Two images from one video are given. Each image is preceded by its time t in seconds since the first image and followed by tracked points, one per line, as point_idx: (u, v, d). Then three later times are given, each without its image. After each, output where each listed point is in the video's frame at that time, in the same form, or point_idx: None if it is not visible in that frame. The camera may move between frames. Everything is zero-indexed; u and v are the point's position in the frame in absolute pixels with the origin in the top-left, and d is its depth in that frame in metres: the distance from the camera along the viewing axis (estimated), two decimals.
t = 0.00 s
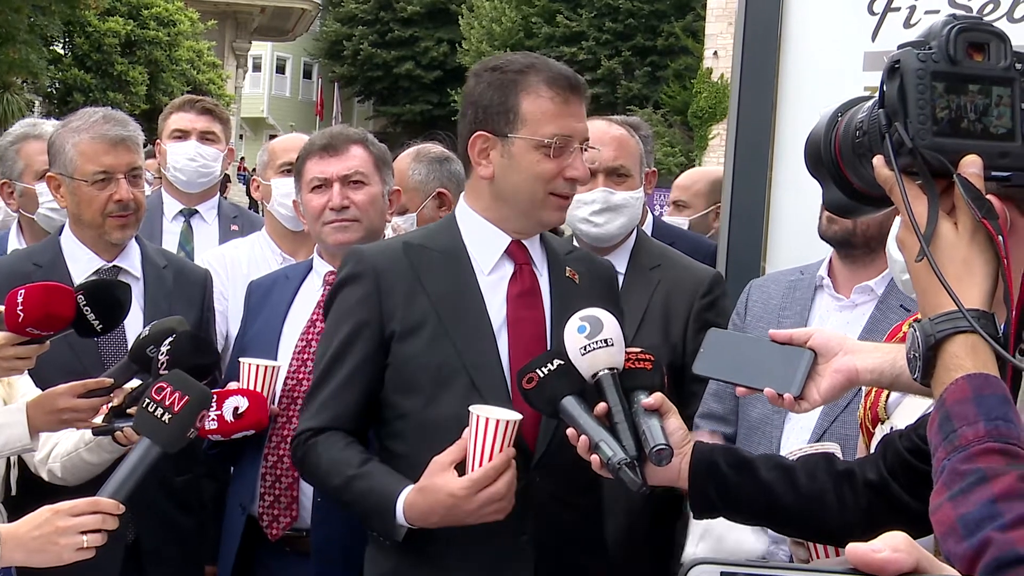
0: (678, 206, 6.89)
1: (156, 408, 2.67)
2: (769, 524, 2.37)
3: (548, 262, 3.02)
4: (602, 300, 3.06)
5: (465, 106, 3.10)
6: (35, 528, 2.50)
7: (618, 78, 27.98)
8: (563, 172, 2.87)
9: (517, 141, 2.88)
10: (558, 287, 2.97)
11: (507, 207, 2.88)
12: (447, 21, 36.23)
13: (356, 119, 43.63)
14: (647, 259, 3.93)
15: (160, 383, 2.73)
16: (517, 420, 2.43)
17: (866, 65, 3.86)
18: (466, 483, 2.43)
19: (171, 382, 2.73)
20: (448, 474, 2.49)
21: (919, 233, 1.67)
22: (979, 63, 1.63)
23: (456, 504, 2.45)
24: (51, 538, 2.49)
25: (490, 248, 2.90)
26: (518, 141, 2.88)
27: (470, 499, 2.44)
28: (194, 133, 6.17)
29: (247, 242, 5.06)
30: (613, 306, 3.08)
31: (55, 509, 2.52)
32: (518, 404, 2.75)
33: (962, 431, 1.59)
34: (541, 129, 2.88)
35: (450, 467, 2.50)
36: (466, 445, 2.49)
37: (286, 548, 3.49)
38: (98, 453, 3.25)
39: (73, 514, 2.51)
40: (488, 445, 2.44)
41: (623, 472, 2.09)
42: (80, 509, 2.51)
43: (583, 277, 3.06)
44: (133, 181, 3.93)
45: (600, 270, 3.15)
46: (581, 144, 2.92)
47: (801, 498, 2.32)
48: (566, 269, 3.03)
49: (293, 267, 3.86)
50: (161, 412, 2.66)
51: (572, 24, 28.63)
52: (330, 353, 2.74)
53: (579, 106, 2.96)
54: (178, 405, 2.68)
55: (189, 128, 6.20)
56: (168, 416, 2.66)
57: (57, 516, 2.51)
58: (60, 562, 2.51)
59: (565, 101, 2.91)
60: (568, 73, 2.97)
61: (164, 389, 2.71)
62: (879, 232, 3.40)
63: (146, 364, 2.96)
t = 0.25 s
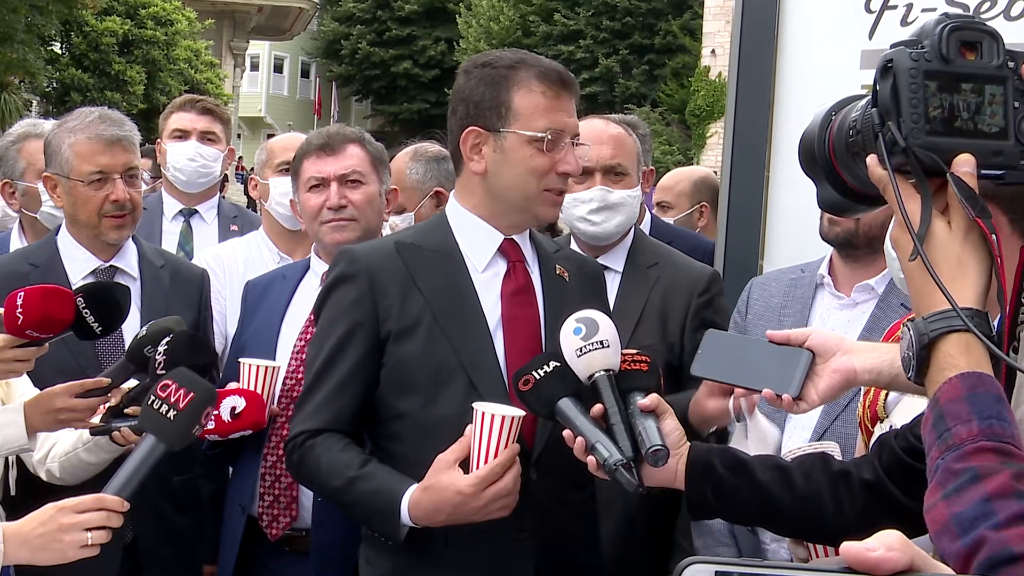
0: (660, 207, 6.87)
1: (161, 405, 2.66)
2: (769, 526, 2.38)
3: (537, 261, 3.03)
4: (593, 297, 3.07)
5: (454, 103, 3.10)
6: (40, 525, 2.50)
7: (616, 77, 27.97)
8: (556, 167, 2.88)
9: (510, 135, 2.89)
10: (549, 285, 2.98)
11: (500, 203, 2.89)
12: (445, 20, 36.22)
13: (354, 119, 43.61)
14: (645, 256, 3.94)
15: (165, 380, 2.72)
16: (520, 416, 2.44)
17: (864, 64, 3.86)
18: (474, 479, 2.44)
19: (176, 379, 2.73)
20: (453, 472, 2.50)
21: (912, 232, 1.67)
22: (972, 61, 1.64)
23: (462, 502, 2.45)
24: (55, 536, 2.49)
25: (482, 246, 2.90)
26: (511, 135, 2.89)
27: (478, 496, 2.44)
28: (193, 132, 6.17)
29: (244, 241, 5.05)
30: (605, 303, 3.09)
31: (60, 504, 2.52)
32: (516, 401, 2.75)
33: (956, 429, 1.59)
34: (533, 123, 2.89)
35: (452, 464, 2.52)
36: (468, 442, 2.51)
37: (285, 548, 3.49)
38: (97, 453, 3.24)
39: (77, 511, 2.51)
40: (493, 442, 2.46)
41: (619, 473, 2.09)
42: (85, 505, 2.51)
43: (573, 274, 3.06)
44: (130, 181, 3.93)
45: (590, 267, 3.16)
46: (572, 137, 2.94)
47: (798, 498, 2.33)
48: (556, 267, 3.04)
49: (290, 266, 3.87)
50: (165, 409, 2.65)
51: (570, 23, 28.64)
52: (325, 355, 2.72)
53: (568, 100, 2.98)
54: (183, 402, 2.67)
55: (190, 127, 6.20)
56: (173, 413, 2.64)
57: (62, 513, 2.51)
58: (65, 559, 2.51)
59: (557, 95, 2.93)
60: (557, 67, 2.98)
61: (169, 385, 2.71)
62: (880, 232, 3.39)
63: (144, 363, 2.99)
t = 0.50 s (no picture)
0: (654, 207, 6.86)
1: (163, 397, 2.68)
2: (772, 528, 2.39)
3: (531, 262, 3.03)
4: (587, 296, 3.07)
5: (448, 103, 3.10)
6: (42, 518, 2.50)
7: (615, 77, 27.98)
8: (551, 163, 2.88)
9: (504, 132, 2.90)
10: (543, 285, 2.98)
11: (496, 200, 2.89)
12: (445, 20, 36.23)
13: (353, 119, 43.61)
14: (645, 257, 3.96)
15: (166, 372, 2.74)
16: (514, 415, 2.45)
17: (863, 64, 3.87)
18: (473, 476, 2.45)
19: (176, 371, 2.75)
20: (448, 471, 2.51)
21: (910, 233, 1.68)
22: (970, 63, 1.65)
23: (458, 500, 2.46)
24: (58, 530, 2.50)
25: (477, 246, 2.90)
26: (505, 132, 2.89)
27: (473, 495, 2.46)
28: (193, 133, 6.18)
29: (243, 242, 5.05)
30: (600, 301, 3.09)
31: (62, 498, 2.53)
32: (511, 400, 2.77)
33: (955, 431, 1.60)
34: (528, 120, 2.89)
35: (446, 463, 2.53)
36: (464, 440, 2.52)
37: (286, 548, 3.50)
38: (97, 452, 3.25)
39: (80, 504, 2.52)
40: (487, 440, 2.47)
41: (620, 476, 2.10)
42: (87, 498, 2.52)
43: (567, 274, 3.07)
44: (129, 182, 3.94)
45: (585, 266, 3.16)
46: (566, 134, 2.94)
47: (799, 500, 2.34)
48: (550, 267, 3.04)
49: (290, 267, 3.87)
50: (167, 400, 2.67)
51: (570, 23, 28.66)
52: (320, 355, 2.73)
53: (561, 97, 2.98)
54: (184, 393, 2.70)
55: (190, 128, 6.20)
56: (175, 404, 2.67)
57: (63, 507, 2.52)
58: (66, 553, 2.51)
59: (550, 93, 2.94)
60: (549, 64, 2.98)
61: (171, 376, 2.73)
62: (882, 234, 3.40)
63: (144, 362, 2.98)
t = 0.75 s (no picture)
0: (655, 207, 6.85)
1: (165, 402, 2.69)
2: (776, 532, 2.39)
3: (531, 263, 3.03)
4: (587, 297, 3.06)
5: (449, 103, 3.10)
6: (42, 520, 2.50)
7: (615, 77, 27.98)
8: (552, 163, 2.89)
9: (505, 132, 2.90)
10: (543, 286, 2.97)
11: (496, 200, 2.89)
12: (445, 20, 36.23)
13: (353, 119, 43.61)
14: (646, 258, 3.97)
15: (169, 376, 2.75)
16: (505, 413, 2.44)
17: (864, 65, 3.88)
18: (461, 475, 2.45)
19: (179, 376, 2.76)
20: (438, 469, 2.51)
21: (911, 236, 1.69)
22: (971, 65, 1.65)
23: (446, 498, 2.46)
24: (58, 531, 2.50)
25: (477, 246, 2.91)
26: (506, 132, 2.90)
27: (462, 492, 2.45)
28: (193, 133, 6.18)
29: (243, 242, 5.06)
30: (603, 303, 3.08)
31: (62, 501, 2.53)
32: (508, 399, 2.77)
33: (955, 433, 1.61)
34: (528, 120, 2.90)
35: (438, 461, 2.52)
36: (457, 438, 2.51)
37: (286, 548, 3.50)
38: (98, 451, 3.25)
39: (80, 507, 2.52)
40: (477, 439, 2.46)
41: (625, 481, 2.11)
42: (87, 501, 2.52)
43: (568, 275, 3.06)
44: (130, 182, 3.94)
45: (587, 268, 3.16)
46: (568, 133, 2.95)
47: (804, 502, 2.35)
48: (550, 268, 3.04)
49: (291, 267, 3.88)
50: (170, 405, 2.68)
51: (570, 24, 28.66)
52: (319, 352, 2.74)
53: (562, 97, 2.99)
54: (187, 398, 2.70)
55: (189, 128, 6.20)
56: (177, 409, 2.68)
57: (64, 508, 2.52)
58: (68, 555, 2.51)
59: (551, 92, 2.94)
60: (549, 63, 2.99)
61: (174, 381, 2.73)
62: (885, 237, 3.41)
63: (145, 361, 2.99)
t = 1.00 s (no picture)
0: (657, 206, 6.86)
1: (167, 407, 2.72)
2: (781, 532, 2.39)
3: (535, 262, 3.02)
4: (591, 298, 3.06)
5: (455, 101, 3.11)
6: (42, 521, 2.49)
7: (614, 75, 27.97)
8: (556, 162, 2.89)
9: (510, 130, 2.90)
10: (545, 285, 2.96)
11: (499, 198, 2.89)
12: (444, 18, 36.22)
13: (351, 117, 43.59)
14: (646, 256, 3.98)
15: (171, 381, 2.77)
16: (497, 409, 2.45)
17: (864, 65, 3.88)
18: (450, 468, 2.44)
19: (181, 381, 2.78)
20: (427, 463, 2.50)
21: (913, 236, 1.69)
22: (972, 66, 1.65)
23: (433, 493, 2.45)
24: (58, 533, 2.48)
25: (481, 243, 2.91)
26: (510, 130, 2.90)
27: (449, 487, 2.44)
28: (191, 130, 6.17)
29: (242, 241, 5.05)
30: (604, 304, 3.08)
31: (62, 503, 2.52)
32: (505, 395, 2.77)
33: (956, 433, 1.61)
34: (533, 118, 2.90)
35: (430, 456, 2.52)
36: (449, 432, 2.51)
37: (286, 546, 3.50)
38: (97, 449, 3.24)
39: (80, 509, 2.51)
40: (469, 433, 2.47)
41: (631, 480, 2.11)
42: (88, 503, 2.52)
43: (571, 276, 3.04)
44: (130, 179, 3.93)
45: (591, 269, 3.15)
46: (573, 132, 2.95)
47: (809, 504, 2.35)
48: (553, 268, 3.02)
49: (291, 265, 3.87)
50: (171, 410, 2.71)
51: (569, 22, 28.65)
52: (319, 346, 2.74)
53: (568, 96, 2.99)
54: (189, 403, 2.73)
55: (187, 125, 6.19)
56: (178, 414, 2.70)
57: (64, 511, 2.51)
58: (66, 557, 2.50)
59: (557, 92, 2.94)
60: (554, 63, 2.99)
61: (176, 386, 2.76)
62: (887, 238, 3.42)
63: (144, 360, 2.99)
